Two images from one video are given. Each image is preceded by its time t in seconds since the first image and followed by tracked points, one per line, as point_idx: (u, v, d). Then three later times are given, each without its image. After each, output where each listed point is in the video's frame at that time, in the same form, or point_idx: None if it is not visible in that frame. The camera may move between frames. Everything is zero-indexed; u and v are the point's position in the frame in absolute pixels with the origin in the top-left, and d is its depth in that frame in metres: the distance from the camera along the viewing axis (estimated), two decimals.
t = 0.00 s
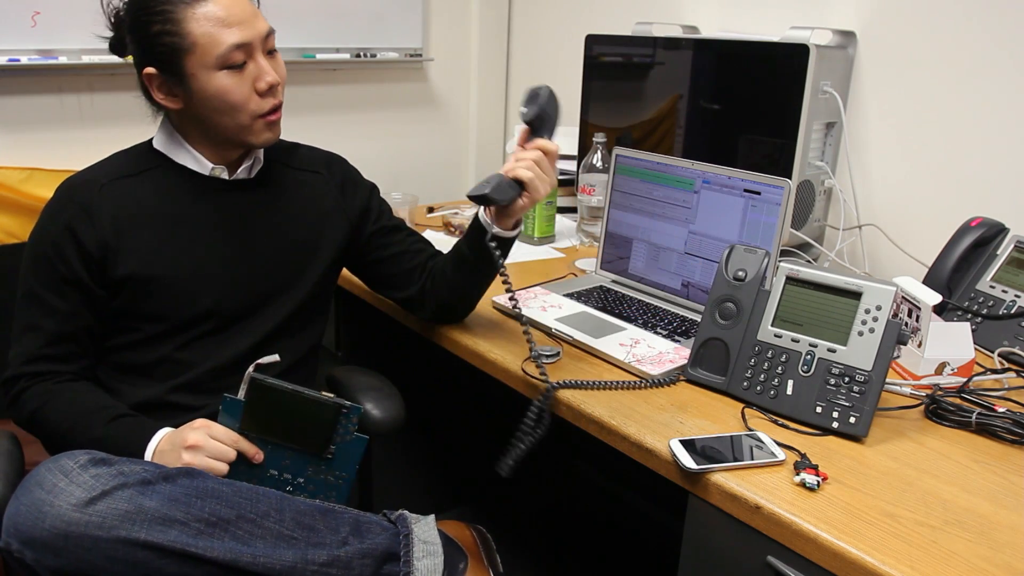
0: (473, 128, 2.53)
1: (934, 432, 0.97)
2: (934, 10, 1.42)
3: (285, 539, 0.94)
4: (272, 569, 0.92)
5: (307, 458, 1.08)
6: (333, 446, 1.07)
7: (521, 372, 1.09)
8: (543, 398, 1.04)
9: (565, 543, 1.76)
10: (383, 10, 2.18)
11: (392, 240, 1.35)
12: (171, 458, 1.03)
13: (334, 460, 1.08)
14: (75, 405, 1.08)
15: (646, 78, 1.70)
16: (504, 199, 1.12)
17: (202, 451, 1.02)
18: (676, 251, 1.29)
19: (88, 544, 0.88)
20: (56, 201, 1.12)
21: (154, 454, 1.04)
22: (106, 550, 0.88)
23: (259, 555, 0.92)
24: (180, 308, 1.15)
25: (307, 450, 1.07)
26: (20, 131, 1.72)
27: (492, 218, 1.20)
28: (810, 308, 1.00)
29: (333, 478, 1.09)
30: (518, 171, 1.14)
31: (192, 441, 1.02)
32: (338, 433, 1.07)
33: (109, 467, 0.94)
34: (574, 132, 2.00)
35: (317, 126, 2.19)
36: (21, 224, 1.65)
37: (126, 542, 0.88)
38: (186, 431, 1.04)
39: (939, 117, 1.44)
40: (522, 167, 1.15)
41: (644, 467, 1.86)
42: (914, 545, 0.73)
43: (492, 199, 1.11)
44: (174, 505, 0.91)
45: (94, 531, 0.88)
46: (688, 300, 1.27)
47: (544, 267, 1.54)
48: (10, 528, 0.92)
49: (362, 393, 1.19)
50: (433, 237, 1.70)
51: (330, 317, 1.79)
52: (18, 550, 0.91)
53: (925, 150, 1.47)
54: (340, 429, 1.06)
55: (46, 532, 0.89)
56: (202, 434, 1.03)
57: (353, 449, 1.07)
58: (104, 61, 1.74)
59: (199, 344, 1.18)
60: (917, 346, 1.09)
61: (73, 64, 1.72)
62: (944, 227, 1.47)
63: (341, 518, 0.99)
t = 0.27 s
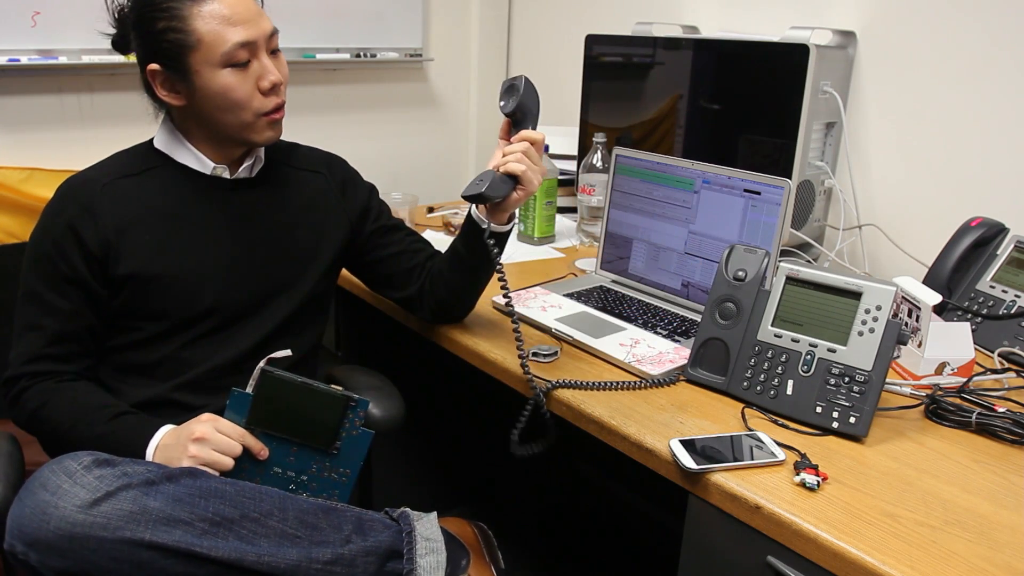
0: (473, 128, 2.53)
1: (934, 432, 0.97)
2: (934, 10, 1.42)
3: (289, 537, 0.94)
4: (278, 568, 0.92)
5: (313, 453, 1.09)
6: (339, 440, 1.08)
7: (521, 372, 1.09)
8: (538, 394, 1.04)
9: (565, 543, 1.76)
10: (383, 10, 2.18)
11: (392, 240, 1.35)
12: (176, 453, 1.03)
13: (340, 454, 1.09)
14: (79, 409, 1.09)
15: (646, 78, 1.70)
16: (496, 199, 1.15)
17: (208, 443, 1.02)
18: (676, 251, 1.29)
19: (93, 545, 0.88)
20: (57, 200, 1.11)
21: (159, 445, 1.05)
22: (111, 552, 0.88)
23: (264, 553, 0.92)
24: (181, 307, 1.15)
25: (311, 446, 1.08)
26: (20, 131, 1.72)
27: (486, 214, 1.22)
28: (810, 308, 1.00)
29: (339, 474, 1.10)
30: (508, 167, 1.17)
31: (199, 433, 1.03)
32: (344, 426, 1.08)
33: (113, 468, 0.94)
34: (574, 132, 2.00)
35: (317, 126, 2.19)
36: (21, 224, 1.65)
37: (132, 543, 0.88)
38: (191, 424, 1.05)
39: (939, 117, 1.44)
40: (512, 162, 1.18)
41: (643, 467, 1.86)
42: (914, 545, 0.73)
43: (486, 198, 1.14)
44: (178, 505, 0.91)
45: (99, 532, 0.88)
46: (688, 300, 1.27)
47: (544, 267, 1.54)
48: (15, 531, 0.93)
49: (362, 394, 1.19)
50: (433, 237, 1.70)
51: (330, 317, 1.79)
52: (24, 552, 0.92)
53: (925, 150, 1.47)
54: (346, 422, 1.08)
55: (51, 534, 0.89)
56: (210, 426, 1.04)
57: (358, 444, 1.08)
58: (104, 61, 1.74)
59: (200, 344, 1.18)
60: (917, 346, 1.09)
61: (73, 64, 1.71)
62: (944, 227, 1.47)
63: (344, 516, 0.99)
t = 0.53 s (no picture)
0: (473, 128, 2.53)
1: (934, 432, 0.97)
2: (935, 10, 1.42)
3: (292, 536, 0.94)
4: (281, 567, 0.92)
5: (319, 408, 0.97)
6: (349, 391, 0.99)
7: (521, 372, 1.09)
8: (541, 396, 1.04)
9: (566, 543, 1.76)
10: (383, 10, 2.18)
11: (392, 240, 1.35)
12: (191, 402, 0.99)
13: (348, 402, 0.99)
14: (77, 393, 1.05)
15: (646, 78, 1.70)
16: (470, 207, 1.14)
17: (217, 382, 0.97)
18: (676, 251, 1.29)
19: (97, 544, 0.88)
20: (58, 196, 1.12)
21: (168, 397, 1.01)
22: (115, 551, 0.88)
23: (268, 552, 0.92)
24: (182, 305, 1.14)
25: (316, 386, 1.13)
26: (20, 131, 1.72)
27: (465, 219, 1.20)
28: (810, 308, 1.00)
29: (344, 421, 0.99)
30: (479, 170, 1.14)
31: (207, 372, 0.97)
32: (355, 375, 0.99)
33: (116, 468, 0.94)
34: (574, 132, 2.00)
35: (318, 127, 2.19)
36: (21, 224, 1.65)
37: (136, 543, 0.88)
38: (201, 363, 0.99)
39: (939, 117, 1.44)
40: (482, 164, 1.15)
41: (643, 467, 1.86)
42: (913, 545, 0.73)
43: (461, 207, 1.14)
44: (181, 504, 0.91)
45: (103, 531, 0.88)
46: (688, 300, 1.27)
47: (544, 267, 1.54)
48: (17, 531, 0.93)
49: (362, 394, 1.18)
50: (433, 237, 1.70)
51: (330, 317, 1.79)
52: (27, 552, 0.92)
53: (925, 150, 1.47)
54: (357, 369, 0.99)
55: (54, 534, 0.89)
56: (223, 361, 0.98)
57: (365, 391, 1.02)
58: (104, 61, 1.74)
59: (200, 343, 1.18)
60: (917, 346, 1.09)
61: (72, 63, 1.71)
62: (944, 227, 1.47)
63: (346, 514, 0.98)
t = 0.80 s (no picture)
0: (473, 127, 2.53)
1: (934, 433, 0.97)
2: (934, 11, 1.42)
3: (287, 538, 0.94)
4: (276, 569, 0.92)
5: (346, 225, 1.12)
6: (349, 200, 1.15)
7: (521, 372, 1.09)
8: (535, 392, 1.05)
9: (565, 543, 1.75)
10: (383, 10, 2.18)
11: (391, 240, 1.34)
12: (253, 258, 1.03)
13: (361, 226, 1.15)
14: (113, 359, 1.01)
15: (646, 78, 1.70)
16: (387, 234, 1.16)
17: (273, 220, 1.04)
18: (676, 251, 1.29)
19: (90, 547, 0.88)
20: (61, 193, 1.10)
21: (232, 271, 1.01)
22: (108, 554, 0.88)
23: (262, 554, 0.92)
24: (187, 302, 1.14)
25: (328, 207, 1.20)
26: (20, 131, 1.72)
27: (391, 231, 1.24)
28: (809, 308, 1.00)
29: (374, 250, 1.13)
30: (379, 200, 1.13)
31: (258, 222, 1.04)
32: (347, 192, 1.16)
33: (109, 471, 0.94)
34: (574, 132, 2.00)
35: (318, 127, 2.19)
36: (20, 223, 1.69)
37: (130, 545, 0.88)
38: (244, 235, 1.04)
39: (938, 117, 1.44)
40: (386, 193, 1.13)
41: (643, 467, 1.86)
42: (913, 545, 0.73)
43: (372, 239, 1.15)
44: (175, 507, 0.91)
45: (96, 534, 0.88)
46: (688, 300, 1.27)
47: (544, 267, 1.54)
48: (12, 533, 0.93)
49: (362, 395, 1.18)
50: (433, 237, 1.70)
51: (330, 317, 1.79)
52: (21, 554, 0.92)
53: (925, 150, 1.48)
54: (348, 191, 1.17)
55: (48, 537, 0.89)
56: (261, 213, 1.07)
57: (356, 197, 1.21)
58: (104, 61, 1.74)
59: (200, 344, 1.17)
60: (917, 346, 1.09)
61: (73, 64, 1.71)
62: (944, 227, 1.47)
63: (342, 516, 0.99)
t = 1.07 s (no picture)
0: (473, 127, 2.53)
1: (934, 433, 0.97)
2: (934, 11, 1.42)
3: (296, 536, 0.94)
4: (286, 567, 0.92)
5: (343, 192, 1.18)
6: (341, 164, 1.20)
7: (520, 372, 1.09)
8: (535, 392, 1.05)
9: (565, 544, 1.75)
10: (383, 10, 2.18)
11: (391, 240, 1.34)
12: (266, 247, 1.05)
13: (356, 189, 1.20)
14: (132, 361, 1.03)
15: (646, 78, 1.70)
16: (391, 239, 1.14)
17: (280, 209, 1.07)
18: (676, 251, 1.29)
19: (101, 544, 0.88)
20: (69, 189, 1.10)
21: (245, 262, 1.04)
22: (120, 551, 0.88)
23: (272, 552, 0.92)
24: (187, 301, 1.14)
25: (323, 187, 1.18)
26: (20, 131, 1.72)
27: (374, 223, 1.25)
28: (810, 308, 1.00)
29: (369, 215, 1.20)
30: (352, 192, 1.16)
31: (266, 211, 1.06)
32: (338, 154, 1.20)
33: (121, 468, 0.94)
34: (574, 132, 2.00)
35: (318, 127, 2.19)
36: (20, 222, 1.72)
37: (141, 542, 0.88)
38: (252, 224, 1.06)
39: (938, 117, 1.44)
40: (358, 184, 1.17)
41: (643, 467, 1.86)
42: (914, 545, 0.73)
43: (345, 232, 1.15)
44: (185, 504, 0.91)
45: (108, 531, 0.88)
46: (688, 300, 1.27)
47: (544, 267, 1.54)
48: (23, 530, 0.93)
49: (362, 394, 1.18)
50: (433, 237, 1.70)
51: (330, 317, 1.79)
52: (32, 551, 0.92)
53: (925, 150, 1.48)
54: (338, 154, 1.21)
55: (60, 533, 0.89)
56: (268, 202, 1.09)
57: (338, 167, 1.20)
58: (104, 61, 1.74)
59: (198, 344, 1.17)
60: (917, 346, 1.09)
61: (73, 64, 1.71)
62: (944, 227, 1.47)
63: (349, 514, 0.98)
